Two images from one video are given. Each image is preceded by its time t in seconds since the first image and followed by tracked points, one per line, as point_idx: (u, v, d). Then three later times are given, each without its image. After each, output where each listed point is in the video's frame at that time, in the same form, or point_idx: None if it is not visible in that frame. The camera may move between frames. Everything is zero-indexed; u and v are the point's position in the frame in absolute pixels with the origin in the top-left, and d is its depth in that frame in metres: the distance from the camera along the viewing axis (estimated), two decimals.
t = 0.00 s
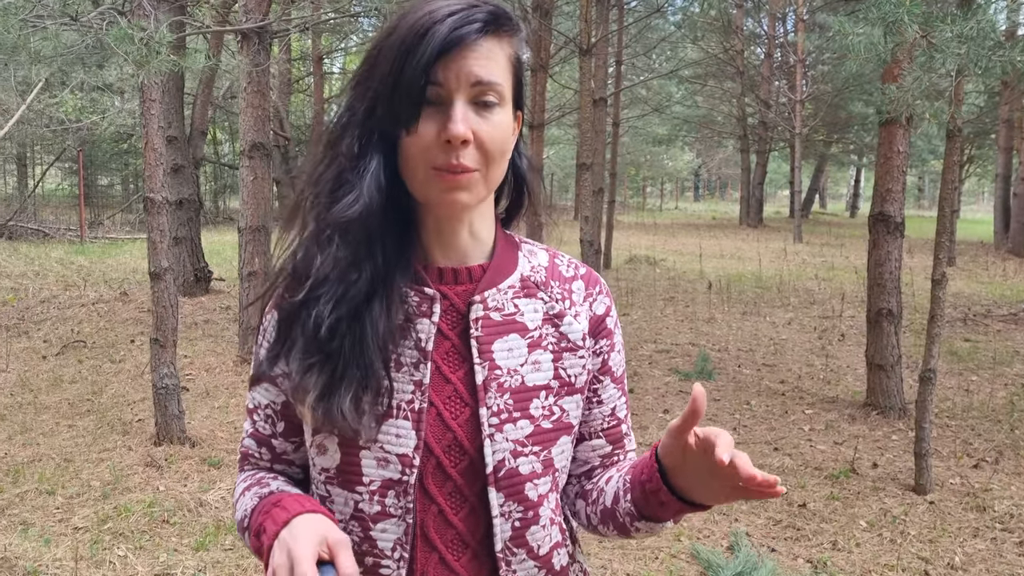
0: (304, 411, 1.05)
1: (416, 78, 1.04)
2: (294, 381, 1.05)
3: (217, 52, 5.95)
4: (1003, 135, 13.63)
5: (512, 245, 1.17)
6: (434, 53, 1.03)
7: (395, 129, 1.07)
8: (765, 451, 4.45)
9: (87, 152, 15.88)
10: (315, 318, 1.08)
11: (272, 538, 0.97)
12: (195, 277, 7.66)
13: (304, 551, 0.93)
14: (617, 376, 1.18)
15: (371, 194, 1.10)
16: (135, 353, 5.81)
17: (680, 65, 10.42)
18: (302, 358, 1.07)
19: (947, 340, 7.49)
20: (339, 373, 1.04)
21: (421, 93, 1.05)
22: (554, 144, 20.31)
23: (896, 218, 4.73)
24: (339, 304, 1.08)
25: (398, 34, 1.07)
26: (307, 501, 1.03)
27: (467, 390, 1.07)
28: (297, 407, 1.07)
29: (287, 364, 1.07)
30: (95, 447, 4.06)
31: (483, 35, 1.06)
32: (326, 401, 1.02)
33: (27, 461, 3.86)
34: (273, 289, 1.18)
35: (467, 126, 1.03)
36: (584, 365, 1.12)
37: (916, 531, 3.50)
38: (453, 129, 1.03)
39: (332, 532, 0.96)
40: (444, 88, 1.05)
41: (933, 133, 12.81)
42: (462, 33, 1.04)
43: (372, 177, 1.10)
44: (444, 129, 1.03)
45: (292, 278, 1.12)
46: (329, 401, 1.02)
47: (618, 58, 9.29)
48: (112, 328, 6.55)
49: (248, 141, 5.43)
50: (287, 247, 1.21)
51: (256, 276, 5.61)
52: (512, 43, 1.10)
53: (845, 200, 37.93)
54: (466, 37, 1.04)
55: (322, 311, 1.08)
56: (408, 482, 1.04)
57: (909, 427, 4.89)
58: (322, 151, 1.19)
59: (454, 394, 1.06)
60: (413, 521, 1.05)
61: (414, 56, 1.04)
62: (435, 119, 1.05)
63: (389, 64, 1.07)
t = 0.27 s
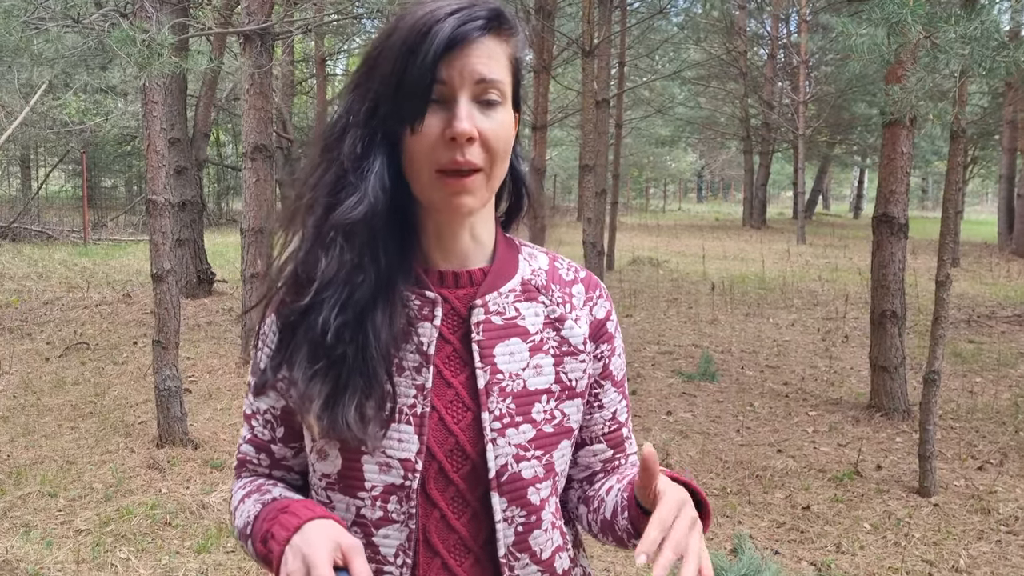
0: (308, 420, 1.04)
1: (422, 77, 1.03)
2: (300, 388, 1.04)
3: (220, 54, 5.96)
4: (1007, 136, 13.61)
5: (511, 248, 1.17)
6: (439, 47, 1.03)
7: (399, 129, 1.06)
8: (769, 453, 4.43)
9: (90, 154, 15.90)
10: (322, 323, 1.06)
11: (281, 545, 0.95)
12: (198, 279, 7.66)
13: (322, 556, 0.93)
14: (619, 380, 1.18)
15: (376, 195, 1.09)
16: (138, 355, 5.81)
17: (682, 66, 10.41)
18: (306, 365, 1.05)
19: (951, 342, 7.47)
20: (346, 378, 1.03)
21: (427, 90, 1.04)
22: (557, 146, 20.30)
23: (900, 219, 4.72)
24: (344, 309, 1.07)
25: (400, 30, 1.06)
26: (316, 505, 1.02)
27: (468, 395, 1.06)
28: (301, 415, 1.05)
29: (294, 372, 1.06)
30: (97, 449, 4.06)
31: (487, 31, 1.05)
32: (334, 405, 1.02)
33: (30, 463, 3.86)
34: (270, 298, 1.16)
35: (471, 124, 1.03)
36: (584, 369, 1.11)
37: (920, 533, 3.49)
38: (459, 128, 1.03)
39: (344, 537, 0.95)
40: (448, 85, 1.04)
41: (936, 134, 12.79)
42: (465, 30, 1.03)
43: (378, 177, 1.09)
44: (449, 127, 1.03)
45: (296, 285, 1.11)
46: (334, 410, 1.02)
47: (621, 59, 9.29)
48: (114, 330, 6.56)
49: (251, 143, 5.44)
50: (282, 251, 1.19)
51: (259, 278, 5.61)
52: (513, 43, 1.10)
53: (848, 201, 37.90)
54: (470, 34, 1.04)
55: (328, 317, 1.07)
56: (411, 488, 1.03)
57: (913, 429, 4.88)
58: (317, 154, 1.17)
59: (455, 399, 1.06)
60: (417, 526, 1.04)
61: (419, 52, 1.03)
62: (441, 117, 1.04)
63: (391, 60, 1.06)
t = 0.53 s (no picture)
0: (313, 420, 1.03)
1: (440, 78, 1.04)
2: (307, 378, 1.03)
3: (223, 57, 5.96)
4: (1010, 136, 13.58)
5: (508, 252, 1.17)
6: (463, 47, 1.04)
7: (412, 125, 1.06)
8: (772, 454, 4.43)
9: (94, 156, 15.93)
10: (330, 318, 1.06)
11: (286, 561, 0.93)
12: (201, 281, 7.67)
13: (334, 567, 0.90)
14: (623, 376, 1.18)
15: (385, 185, 1.07)
16: (141, 357, 5.82)
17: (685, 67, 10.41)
18: (312, 358, 1.05)
19: (954, 343, 7.46)
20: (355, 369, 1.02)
21: (445, 88, 1.04)
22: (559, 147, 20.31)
23: (903, 220, 4.72)
24: (351, 304, 1.07)
25: (420, 34, 1.07)
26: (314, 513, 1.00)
27: (472, 400, 1.06)
28: (305, 411, 1.04)
29: (299, 360, 1.05)
30: (100, 451, 4.07)
31: (508, 41, 1.08)
32: (343, 398, 1.01)
33: (34, 465, 3.87)
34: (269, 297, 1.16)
35: (485, 126, 1.04)
36: (584, 371, 1.12)
37: (924, 535, 3.48)
38: (471, 127, 1.03)
39: (354, 546, 0.94)
40: (465, 88, 1.06)
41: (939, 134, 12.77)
42: (488, 35, 1.05)
43: (389, 171, 1.08)
44: (462, 125, 1.04)
45: (302, 274, 1.10)
46: (340, 407, 1.01)
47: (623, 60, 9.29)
48: (118, 332, 6.56)
49: (252, 145, 5.43)
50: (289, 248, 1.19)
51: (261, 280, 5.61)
52: (526, 53, 1.12)
53: (851, 202, 37.85)
54: (488, 39, 1.06)
55: (336, 312, 1.06)
56: (417, 494, 1.02)
57: (916, 431, 4.87)
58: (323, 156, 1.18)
59: (459, 405, 1.06)
60: (424, 532, 1.03)
61: (439, 55, 1.04)
62: (455, 116, 1.05)
63: (410, 60, 1.07)
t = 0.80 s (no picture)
0: (344, 419, 1.01)
1: (474, 81, 1.04)
2: (341, 385, 1.00)
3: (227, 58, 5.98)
4: (1013, 137, 13.57)
5: (517, 255, 1.19)
6: (500, 52, 1.04)
7: (444, 131, 1.05)
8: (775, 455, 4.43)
9: (97, 157, 15.97)
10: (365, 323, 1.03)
11: (278, 553, 0.93)
12: (204, 282, 7.69)
13: (328, 562, 0.90)
14: (620, 378, 1.22)
15: (426, 188, 1.04)
16: (145, 358, 5.84)
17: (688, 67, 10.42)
18: (345, 363, 1.02)
19: (957, 344, 7.47)
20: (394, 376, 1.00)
21: (480, 91, 1.04)
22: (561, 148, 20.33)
23: (905, 221, 4.72)
24: (385, 306, 1.04)
25: (449, 36, 1.06)
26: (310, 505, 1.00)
27: (489, 399, 1.07)
28: (333, 413, 1.02)
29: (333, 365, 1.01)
30: (105, 451, 4.08)
31: (533, 46, 1.09)
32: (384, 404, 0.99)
33: (38, 465, 3.88)
34: (284, 298, 1.12)
35: (517, 129, 1.05)
36: (594, 371, 1.15)
37: (926, 535, 3.49)
38: (506, 131, 1.04)
39: (345, 536, 0.93)
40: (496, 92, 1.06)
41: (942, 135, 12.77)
42: (519, 42, 1.07)
43: (428, 173, 1.04)
44: (497, 129, 1.04)
45: (332, 279, 1.06)
46: (371, 409, 1.00)
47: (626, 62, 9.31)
48: (122, 332, 6.59)
49: (256, 146, 5.44)
50: (311, 254, 1.16)
51: (265, 281, 5.63)
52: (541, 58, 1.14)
53: (854, 202, 37.84)
54: (517, 44, 1.06)
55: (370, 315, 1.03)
56: (438, 492, 1.03)
57: (919, 431, 4.87)
58: (341, 159, 1.15)
59: (477, 403, 1.07)
60: (443, 530, 1.04)
61: (474, 61, 1.04)
62: (489, 118, 1.05)
63: (439, 62, 1.05)
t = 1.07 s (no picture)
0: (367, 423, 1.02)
1: (492, 91, 1.05)
2: (367, 392, 1.01)
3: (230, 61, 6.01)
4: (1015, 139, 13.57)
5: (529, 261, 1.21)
6: (515, 64, 1.06)
7: (463, 142, 1.07)
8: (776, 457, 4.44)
9: (100, 159, 16.01)
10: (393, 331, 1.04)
11: (299, 557, 0.95)
12: (208, 284, 7.72)
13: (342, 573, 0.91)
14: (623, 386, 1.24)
15: (451, 205, 1.07)
16: (149, 359, 5.86)
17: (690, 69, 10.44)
18: (371, 371, 1.03)
19: (958, 346, 7.48)
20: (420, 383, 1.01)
21: (499, 103, 1.05)
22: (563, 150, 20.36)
23: (907, 223, 4.73)
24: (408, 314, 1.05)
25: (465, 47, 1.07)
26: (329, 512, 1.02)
27: (503, 400, 1.09)
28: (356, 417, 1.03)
29: (360, 374, 1.02)
30: (110, 452, 4.10)
31: (546, 55, 1.11)
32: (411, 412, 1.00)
33: (44, 466, 3.90)
34: (302, 302, 1.13)
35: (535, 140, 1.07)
36: (602, 377, 1.18)
37: (928, 536, 3.50)
38: (525, 143, 1.06)
39: (364, 548, 0.94)
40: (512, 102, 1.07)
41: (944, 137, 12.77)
42: (533, 52, 1.08)
43: (453, 192, 1.07)
44: (515, 141, 1.06)
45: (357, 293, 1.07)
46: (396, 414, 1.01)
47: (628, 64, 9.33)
48: (126, 334, 6.61)
49: (261, 148, 5.46)
50: (336, 262, 1.17)
51: (269, 283, 5.65)
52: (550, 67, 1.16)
53: (856, 204, 37.84)
54: (533, 55, 1.08)
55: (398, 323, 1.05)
56: (454, 491, 1.04)
57: (920, 433, 4.89)
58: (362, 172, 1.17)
59: (491, 405, 1.08)
60: (456, 528, 1.05)
61: (492, 71, 1.06)
62: (508, 129, 1.07)
63: (455, 74, 1.07)
